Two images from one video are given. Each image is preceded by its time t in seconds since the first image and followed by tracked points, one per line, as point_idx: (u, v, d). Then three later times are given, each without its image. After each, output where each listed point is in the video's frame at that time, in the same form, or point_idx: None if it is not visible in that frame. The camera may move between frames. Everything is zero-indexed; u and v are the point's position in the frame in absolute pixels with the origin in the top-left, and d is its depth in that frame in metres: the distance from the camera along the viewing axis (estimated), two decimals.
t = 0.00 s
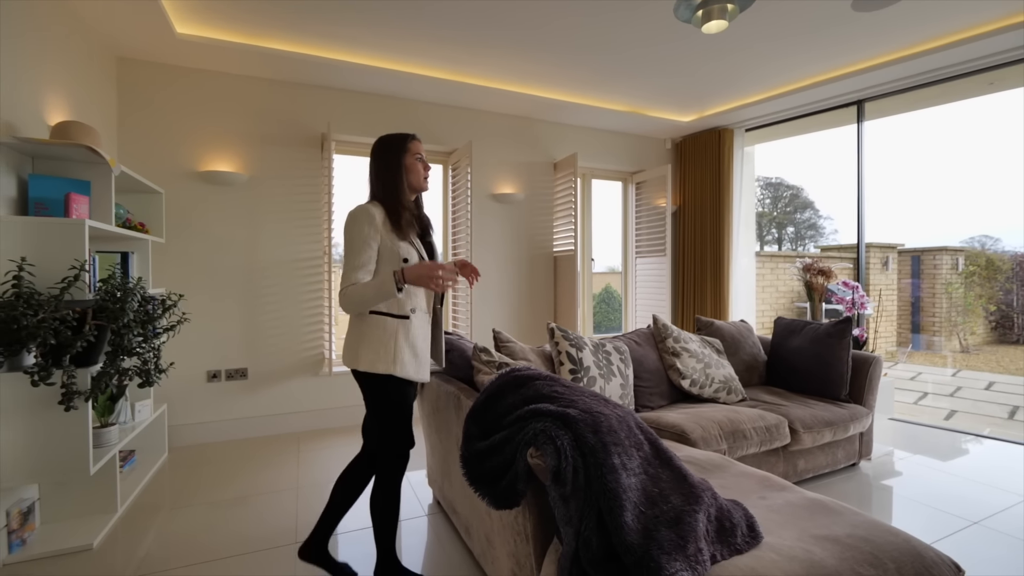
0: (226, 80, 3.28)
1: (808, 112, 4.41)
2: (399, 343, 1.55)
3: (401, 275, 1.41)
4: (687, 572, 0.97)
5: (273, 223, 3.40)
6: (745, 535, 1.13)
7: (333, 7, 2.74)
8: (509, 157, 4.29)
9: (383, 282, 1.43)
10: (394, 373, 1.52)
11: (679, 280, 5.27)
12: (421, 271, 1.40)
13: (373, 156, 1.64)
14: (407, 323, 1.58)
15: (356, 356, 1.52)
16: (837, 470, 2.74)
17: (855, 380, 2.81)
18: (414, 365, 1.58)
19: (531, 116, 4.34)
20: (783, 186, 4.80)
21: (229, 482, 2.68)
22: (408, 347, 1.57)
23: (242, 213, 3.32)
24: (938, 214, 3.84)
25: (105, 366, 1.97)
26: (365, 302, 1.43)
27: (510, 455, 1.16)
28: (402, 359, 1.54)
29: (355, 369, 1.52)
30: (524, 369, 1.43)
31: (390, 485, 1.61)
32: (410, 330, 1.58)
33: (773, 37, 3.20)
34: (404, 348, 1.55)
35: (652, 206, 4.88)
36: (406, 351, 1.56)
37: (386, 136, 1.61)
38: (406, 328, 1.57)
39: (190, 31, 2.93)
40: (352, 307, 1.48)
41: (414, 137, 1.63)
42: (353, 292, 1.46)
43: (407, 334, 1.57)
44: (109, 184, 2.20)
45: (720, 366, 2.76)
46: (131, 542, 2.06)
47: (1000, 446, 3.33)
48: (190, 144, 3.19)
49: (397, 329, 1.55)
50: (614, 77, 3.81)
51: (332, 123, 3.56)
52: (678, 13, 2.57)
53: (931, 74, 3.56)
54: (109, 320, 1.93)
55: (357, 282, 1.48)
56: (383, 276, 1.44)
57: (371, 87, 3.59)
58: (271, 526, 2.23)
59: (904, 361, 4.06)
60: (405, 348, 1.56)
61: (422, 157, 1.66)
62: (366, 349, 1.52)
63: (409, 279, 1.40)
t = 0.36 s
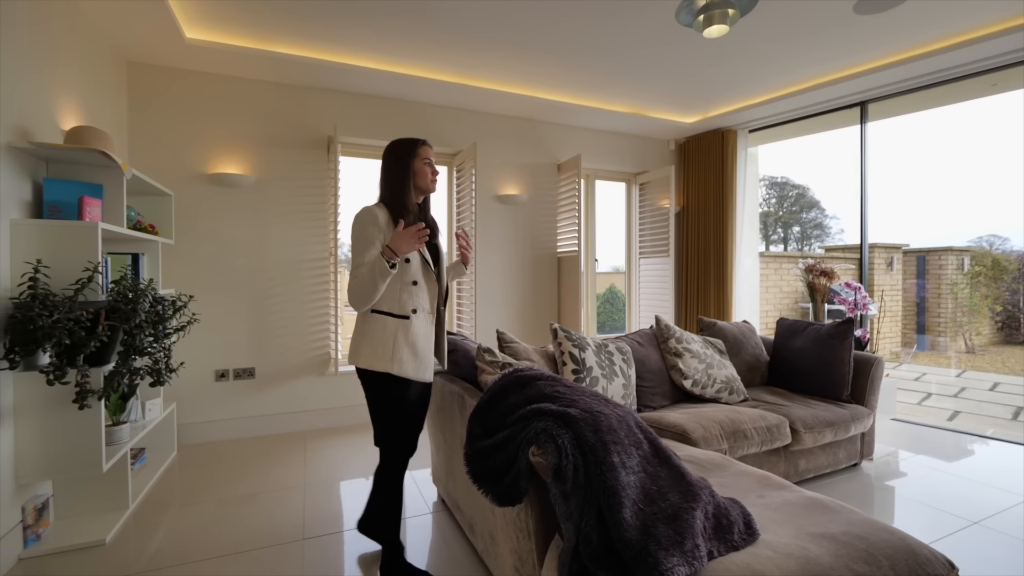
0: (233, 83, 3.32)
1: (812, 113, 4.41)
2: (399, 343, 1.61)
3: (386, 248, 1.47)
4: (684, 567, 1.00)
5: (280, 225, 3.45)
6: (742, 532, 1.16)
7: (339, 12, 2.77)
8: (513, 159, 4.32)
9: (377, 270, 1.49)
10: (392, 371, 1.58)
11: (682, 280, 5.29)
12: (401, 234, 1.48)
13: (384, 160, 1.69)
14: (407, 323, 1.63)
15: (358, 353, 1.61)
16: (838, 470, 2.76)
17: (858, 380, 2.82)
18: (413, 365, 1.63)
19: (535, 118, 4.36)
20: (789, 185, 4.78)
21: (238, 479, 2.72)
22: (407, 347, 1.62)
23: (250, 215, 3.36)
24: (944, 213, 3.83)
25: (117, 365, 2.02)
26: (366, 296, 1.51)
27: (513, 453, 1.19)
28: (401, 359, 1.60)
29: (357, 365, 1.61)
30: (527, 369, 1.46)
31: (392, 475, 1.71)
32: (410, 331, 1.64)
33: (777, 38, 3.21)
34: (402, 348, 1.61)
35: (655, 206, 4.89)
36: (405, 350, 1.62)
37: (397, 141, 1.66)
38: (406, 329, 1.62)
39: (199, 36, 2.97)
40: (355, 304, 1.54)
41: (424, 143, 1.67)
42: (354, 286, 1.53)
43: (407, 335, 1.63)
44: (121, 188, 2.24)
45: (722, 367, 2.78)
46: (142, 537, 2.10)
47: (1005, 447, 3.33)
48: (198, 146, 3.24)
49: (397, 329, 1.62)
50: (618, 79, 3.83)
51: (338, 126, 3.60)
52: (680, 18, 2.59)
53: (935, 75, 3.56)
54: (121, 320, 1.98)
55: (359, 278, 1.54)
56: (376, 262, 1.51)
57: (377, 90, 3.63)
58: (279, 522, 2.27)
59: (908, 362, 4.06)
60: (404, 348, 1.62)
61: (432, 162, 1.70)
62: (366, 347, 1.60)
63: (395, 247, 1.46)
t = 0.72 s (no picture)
0: (242, 87, 3.38)
1: (816, 114, 4.42)
2: (396, 341, 1.65)
3: (382, 257, 1.53)
4: (685, 560, 1.03)
5: (288, 226, 3.50)
6: (742, 528, 1.19)
7: (347, 17, 2.82)
8: (517, 160, 4.36)
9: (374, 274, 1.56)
10: (389, 368, 1.63)
11: (686, 280, 5.30)
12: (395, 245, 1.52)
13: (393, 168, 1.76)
14: (405, 322, 1.68)
15: (360, 349, 1.69)
16: (841, 470, 2.77)
17: (860, 381, 2.83)
18: (409, 363, 1.66)
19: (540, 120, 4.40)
20: (794, 185, 4.78)
21: (247, 477, 2.77)
22: (405, 345, 1.66)
23: (258, 217, 3.41)
24: (948, 214, 3.83)
25: (132, 365, 2.07)
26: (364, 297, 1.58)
27: (518, 450, 1.22)
28: (397, 356, 1.64)
29: (360, 359, 1.69)
30: (531, 369, 1.50)
31: (396, 471, 1.77)
32: (408, 330, 1.68)
33: (780, 40, 3.23)
34: (399, 346, 1.65)
35: (659, 207, 4.92)
36: (402, 348, 1.66)
37: (404, 149, 1.72)
38: (404, 327, 1.67)
39: (210, 41, 3.02)
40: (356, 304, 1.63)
41: (429, 150, 1.72)
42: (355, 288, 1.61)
43: (405, 333, 1.67)
44: (135, 191, 2.30)
45: (725, 367, 2.80)
46: (155, 533, 2.15)
47: (1011, 448, 3.33)
48: (208, 150, 3.29)
49: (395, 328, 1.66)
50: (622, 81, 3.86)
51: (345, 128, 3.65)
52: (684, 22, 2.64)
53: (939, 76, 3.56)
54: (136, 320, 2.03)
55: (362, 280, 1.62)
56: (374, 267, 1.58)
57: (383, 93, 3.67)
58: (288, 519, 2.31)
59: (913, 363, 4.06)
60: (401, 346, 1.65)
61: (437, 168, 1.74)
62: (367, 343, 1.67)
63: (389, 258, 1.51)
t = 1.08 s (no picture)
0: (251, 91, 3.43)
1: (820, 115, 4.43)
2: (398, 339, 1.70)
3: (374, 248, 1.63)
4: (686, 554, 1.06)
5: (297, 228, 3.55)
6: (743, 523, 1.22)
7: (355, 22, 2.87)
8: (522, 162, 4.39)
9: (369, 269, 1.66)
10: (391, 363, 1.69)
11: (690, 280, 5.32)
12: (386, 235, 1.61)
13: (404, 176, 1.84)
14: (408, 321, 1.72)
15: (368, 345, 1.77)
16: (844, 470, 2.79)
17: (864, 381, 2.85)
18: (411, 360, 1.70)
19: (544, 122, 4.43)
20: (800, 185, 4.78)
21: (257, 475, 2.82)
22: (406, 342, 1.71)
23: (267, 218, 3.47)
24: (953, 215, 3.84)
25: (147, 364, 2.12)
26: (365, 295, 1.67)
27: (525, 447, 1.26)
28: (399, 352, 1.69)
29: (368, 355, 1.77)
30: (537, 368, 1.53)
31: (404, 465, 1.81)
32: (410, 328, 1.72)
33: (784, 43, 3.25)
34: (401, 344, 1.70)
35: (663, 208, 4.94)
36: (403, 346, 1.70)
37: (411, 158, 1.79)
38: (406, 325, 1.71)
39: (222, 46, 3.08)
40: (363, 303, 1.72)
41: (432, 157, 1.76)
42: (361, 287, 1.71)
43: (406, 331, 1.71)
44: (150, 194, 2.35)
45: (728, 367, 2.83)
46: (169, 528, 2.20)
47: (1016, 449, 3.33)
48: (218, 153, 3.35)
49: (398, 326, 1.72)
50: (627, 83, 3.88)
51: (352, 131, 3.70)
52: (686, 23, 2.83)
53: (943, 78, 3.57)
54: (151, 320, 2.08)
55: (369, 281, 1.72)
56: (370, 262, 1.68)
57: (389, 97, 3.72)
58: (297, 516, 2.36)
59: (918, 363, 4.07)
60: (403, 343, 1.70)
61: (440, 173, 1.76)
62: (372, 340, 1.75)
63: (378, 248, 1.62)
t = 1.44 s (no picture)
0: (260, 95, 3.49)
1: (824, 116, 4.44)
2: (395, 336, 1.79)
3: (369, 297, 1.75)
4: (685, 547, 1.10)
5: (305, 229, 3.61)
6: (741, 519, 1.26)
7: (363, 28, 2.92)
8: (527, 164, 4.44)
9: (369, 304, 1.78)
10: (390, 359, 1.78)
11: (693, 281, 5.35)
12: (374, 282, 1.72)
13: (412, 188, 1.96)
14: (404, 319, 1.79)
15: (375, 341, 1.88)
16: (845, 469, 2.82)
17: (865, 381, 2.88)
18: (405, 356, 1.76)
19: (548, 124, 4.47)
20: (805, 185, 4.77)
21: (267, 472, 2.88)
22: (402, 340, 1.78)
23: (275, 220, 3.52)
24: (957, 216, 3.84)
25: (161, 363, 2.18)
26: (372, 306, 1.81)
27: (529, 444, 1.30)
28: (395, 349, 1.77)
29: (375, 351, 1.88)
30: (542, 368, 1.57)
31: (412, 462, 1.86)
32: (406, 326, 1.79)
33: (787, 46, 3.28)
34: (398, 341, 1.78)
35: (667, 210, 4.97)
36: (399, 343, 1.78)
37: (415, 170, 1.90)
38: (403, 324, 1.79)
39: (231, 51, 3.14)
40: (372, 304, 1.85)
41: (430, 165, 1.84)
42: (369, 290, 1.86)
43: (402, 329, 1.79)
44: (163, 197, 2.41)
45: (730, 368, 2.86)
46: (182, 523, 2.26)
47: (1021, 450, 3.34)
48: (228, 156, 3.41)
49: (397, 324, 1.80)
50: (631, 86, 3.92)
51: (359, 134, 3.75)
52: (689, 31, 2.84)
53: (946, 80, 3.58)
54: (166, 321, 2.14)
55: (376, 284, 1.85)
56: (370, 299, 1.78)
57: (396, 100, 3.77)
58: (306, 512, 2.41)
59: (922, 364, 4.08)
60: (399, 340, 1.78)
61: (436, 180, 1.83)
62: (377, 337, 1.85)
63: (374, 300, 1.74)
